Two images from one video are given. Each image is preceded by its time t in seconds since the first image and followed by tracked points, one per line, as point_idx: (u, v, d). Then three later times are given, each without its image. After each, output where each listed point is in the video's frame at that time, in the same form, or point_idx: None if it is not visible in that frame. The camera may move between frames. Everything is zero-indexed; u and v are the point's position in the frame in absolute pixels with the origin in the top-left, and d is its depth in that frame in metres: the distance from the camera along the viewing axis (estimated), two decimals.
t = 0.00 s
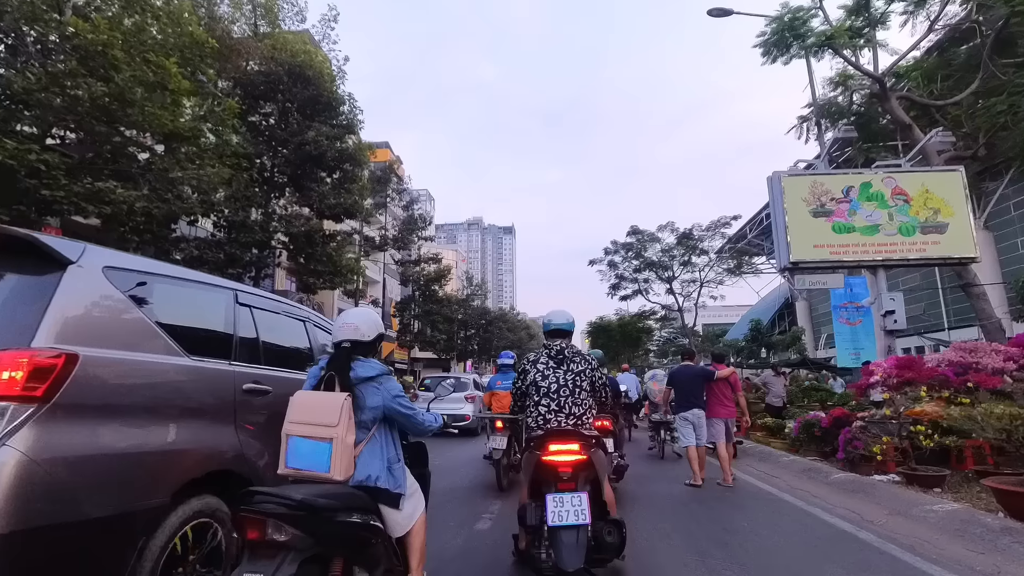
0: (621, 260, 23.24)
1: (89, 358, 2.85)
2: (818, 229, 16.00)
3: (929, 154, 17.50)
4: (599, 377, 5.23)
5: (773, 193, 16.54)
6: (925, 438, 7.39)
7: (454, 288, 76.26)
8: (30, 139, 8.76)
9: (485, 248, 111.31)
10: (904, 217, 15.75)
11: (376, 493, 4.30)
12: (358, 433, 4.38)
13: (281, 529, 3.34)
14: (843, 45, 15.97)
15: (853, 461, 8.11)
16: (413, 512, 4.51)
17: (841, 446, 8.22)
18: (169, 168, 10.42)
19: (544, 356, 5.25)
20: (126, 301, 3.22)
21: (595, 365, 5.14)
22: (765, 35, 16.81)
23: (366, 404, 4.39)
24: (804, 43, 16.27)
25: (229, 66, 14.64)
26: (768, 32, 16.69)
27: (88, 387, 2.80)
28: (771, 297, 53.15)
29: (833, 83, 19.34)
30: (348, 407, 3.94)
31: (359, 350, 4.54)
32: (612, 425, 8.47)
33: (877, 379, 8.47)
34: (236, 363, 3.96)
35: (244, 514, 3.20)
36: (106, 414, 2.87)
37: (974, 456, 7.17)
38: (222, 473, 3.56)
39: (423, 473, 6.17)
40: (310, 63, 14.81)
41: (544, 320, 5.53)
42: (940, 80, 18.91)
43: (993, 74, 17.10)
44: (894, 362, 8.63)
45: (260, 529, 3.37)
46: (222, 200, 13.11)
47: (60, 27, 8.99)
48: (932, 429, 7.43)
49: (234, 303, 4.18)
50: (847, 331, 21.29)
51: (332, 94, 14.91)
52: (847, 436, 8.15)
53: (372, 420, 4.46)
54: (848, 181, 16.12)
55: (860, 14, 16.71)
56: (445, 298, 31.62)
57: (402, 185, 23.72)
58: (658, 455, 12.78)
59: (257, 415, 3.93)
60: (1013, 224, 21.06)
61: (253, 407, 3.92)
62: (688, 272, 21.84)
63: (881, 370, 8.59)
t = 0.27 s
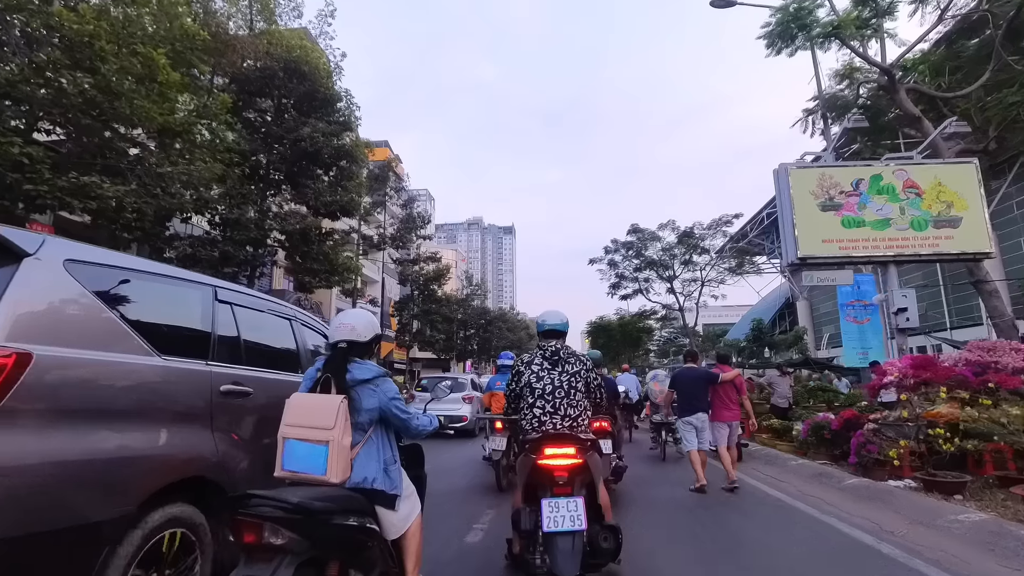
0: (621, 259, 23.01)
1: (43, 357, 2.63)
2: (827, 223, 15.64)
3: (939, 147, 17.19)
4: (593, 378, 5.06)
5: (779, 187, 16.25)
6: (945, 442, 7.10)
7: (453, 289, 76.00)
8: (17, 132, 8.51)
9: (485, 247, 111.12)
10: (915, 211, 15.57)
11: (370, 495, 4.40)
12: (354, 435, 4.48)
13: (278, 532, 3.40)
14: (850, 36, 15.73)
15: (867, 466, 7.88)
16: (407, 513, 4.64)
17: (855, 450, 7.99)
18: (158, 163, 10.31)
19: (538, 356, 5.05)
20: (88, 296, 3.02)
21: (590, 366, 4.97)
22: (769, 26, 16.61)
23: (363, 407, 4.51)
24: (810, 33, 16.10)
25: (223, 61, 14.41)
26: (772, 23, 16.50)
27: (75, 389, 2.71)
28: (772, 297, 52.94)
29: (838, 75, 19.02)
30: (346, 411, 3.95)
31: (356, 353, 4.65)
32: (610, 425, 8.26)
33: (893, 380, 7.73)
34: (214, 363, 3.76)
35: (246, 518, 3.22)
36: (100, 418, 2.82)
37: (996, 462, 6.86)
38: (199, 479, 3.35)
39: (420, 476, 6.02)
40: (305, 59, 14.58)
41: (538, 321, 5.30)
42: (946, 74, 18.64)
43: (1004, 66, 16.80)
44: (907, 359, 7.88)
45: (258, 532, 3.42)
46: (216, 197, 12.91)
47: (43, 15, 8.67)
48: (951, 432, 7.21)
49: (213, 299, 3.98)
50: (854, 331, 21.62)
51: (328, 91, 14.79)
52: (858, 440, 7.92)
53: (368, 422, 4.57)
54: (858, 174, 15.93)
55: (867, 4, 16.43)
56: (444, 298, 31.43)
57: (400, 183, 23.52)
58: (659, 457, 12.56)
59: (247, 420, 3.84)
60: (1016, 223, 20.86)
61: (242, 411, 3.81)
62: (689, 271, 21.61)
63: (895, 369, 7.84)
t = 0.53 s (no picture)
0: (621, 257, 22.71)
1: None
2: (838, 214, 15.46)
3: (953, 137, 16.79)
4: (586, 380, 4.80)
5: (789, 176, 16.08)
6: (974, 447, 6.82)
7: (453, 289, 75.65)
8: None
9: (485, 247, 110.78)
10: (932, 201, 15.25)
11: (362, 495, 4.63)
12: (347, 437, 4.72)
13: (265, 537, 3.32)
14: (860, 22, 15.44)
15: (886, 472, 7.53)
16: (397, 513, 4.88)
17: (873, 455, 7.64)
18: (142, 155, 10.06)
19: (529, 358, 4.78)
20: (26, 288, 2.72)
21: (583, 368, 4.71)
22: (776, 14, 16.42)
23: (355, 410, 4.74)
24: (818, 19, 15.81)
25: (215, 53, 14.11)
26: (778, 11, 16.31)
27: (35, 393, 2.51)
28: (773, 296, 52.62)
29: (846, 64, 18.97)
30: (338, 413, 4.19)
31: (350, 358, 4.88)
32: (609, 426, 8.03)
33: (914, 380, 7.47)
34: (178, 362, 3.46)
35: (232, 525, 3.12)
36: (62, 425, 2.62)
37: None
38: (159, 488, 3.08)
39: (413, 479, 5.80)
40: (300, 52, 14.27)
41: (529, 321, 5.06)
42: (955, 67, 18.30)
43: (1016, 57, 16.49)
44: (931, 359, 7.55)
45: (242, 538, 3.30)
46: (208, 193, 12.63)
47: None
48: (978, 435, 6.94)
49: (179, 294, 3.69)
50: (865, 328, 21.02)
51: (323, 85, 14.51)
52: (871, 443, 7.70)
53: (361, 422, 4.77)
54: (872, 163, 15.63)
55: None
56: (442, 297, 31.13)
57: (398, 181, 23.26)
58: (661, 458, 12.29)
59: (227, 424, 3.65)
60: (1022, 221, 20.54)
61: (218, 414, 3.59)
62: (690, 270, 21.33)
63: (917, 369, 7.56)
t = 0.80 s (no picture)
0: (622, 256, 22.42)
1: None
2: (850, 203, 15.12)
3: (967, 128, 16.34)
4: (578, 379, 4.62)
5: (799, 163, 15.72)
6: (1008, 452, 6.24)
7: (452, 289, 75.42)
8: None
9: (485, 247, 110.48)
10: (951, 190, 14.94)
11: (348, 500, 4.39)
12: (333, 438, 4.49)
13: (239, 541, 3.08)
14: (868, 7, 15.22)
15: (910, 478, 7.18)
16: (385, 519, 4.64)
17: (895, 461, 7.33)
18: (125, 146, 9.77)
19: (518, 356, 4.60)
20: None
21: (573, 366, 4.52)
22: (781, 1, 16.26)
23: (344, 410, 4.53)
24: (826, 4, 15.55)
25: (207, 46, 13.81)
26: None
27: None
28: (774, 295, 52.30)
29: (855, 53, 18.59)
30: (325, 413, 4.01)
31: (339, 356, 4.69)
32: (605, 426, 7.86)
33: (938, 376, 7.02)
34: (132, 357, 3.20)
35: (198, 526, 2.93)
36: None
37: None
38: (108, 497, 2.82)
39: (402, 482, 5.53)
40: (294, 46, 13.98)
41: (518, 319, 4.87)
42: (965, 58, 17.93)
43: None
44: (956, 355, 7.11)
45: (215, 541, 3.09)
46: (199, 189, 12.37)
47: None
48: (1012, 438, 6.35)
49: (138, 284, 3.42)
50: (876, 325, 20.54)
51: (318, 80, 14.23)
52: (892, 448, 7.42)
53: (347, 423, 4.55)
54: (887, 149, 15.38)
55: None
56: (441, 296, 30.86)
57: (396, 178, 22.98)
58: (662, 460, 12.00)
59: (195, 426, 3.43)
60: None
61: (185, 415, 3.37)
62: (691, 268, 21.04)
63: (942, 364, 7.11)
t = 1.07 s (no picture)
0: (622, 254, 22.14)
1: None
2: (864, 192, 14.48)
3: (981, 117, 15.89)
4: (567, 379, 4.41)
5: (811, 149, 15.11)
6: None
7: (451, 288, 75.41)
8: None
9: (485, 246, 110.18)
10: (973, 177, 14.28)
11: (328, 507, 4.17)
12: (312, 443, 4.26)
13: (200, 555, 2.80)
14: None
15: (934, 486, 6.82)
16: (367, 528, 4.40)
17: (917, 469, 6.96)
18: (106, 137, 9.52)
19: (505, 354, 4.39)
20: None
21: (563, 366, 4.33)
22: None
23: (324, 413, 4.30)
24: None
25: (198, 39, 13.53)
26: None
27: None
28: (776, 294, 52.08)
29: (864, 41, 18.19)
30: (300, 416, 3.80)
31: (322, 357, 4.47)
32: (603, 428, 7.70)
33: (966, 374, 6.47)
34: (77, 352, 3.02)
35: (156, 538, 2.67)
36: None
37: None
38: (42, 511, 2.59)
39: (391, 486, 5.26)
40: (287, 39, 13.71)
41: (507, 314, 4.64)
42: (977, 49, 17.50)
43: None
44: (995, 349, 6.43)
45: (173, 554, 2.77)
46: (189, 184, 12.14)
47: None
48: None
49: (88, 274, 3.25)
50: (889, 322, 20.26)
51: (313, 74, 13.94)
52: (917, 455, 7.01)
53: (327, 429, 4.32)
54: (904, 135, 14.75)
55: None
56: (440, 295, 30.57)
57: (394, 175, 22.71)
58: (664, 461, 11.72)
59: (147, 428, 3.25)
60: None
61: (136, 417, 3.18)
62: (692, 266, 20.76)
63: (975, 360, 6.50)
